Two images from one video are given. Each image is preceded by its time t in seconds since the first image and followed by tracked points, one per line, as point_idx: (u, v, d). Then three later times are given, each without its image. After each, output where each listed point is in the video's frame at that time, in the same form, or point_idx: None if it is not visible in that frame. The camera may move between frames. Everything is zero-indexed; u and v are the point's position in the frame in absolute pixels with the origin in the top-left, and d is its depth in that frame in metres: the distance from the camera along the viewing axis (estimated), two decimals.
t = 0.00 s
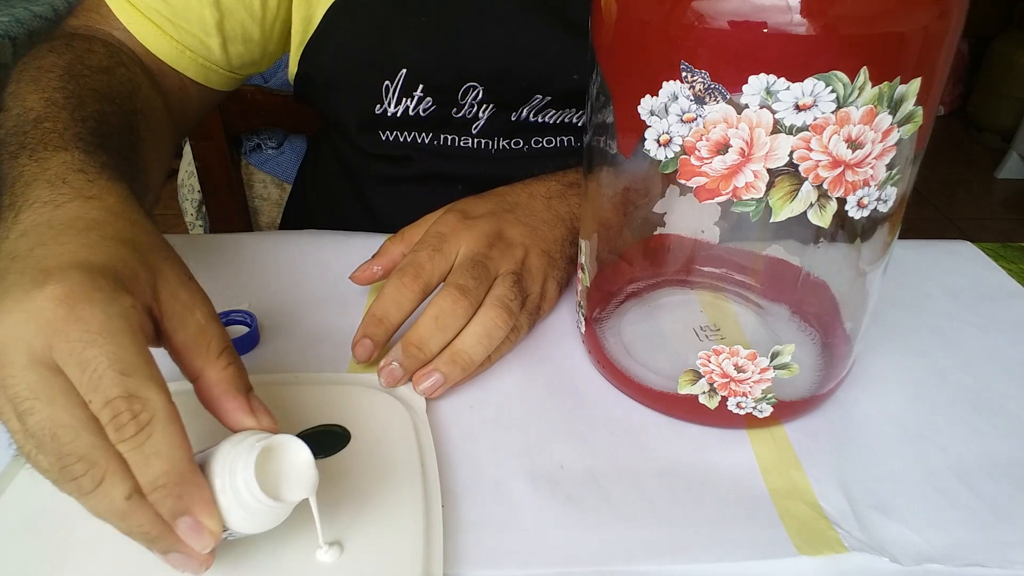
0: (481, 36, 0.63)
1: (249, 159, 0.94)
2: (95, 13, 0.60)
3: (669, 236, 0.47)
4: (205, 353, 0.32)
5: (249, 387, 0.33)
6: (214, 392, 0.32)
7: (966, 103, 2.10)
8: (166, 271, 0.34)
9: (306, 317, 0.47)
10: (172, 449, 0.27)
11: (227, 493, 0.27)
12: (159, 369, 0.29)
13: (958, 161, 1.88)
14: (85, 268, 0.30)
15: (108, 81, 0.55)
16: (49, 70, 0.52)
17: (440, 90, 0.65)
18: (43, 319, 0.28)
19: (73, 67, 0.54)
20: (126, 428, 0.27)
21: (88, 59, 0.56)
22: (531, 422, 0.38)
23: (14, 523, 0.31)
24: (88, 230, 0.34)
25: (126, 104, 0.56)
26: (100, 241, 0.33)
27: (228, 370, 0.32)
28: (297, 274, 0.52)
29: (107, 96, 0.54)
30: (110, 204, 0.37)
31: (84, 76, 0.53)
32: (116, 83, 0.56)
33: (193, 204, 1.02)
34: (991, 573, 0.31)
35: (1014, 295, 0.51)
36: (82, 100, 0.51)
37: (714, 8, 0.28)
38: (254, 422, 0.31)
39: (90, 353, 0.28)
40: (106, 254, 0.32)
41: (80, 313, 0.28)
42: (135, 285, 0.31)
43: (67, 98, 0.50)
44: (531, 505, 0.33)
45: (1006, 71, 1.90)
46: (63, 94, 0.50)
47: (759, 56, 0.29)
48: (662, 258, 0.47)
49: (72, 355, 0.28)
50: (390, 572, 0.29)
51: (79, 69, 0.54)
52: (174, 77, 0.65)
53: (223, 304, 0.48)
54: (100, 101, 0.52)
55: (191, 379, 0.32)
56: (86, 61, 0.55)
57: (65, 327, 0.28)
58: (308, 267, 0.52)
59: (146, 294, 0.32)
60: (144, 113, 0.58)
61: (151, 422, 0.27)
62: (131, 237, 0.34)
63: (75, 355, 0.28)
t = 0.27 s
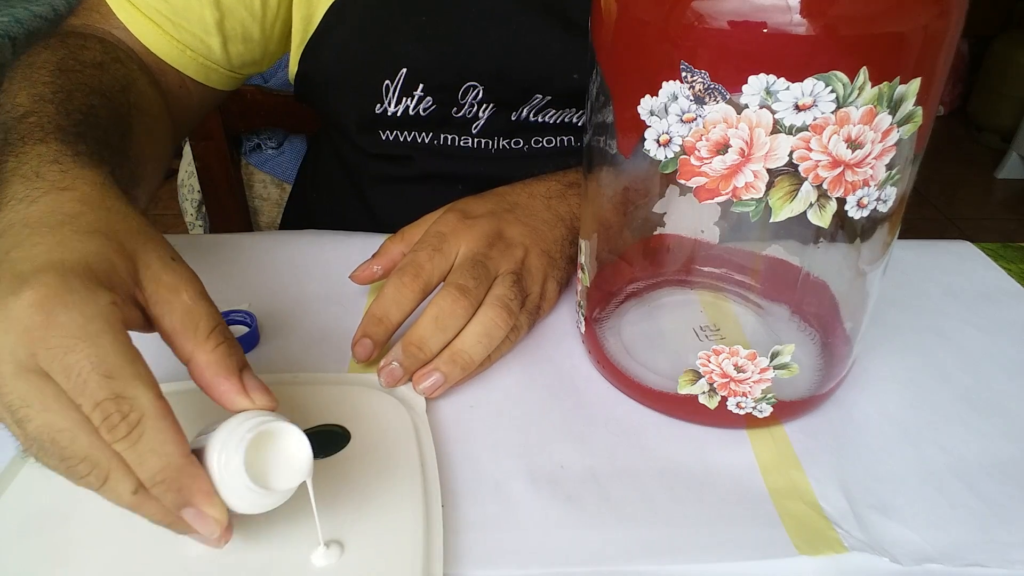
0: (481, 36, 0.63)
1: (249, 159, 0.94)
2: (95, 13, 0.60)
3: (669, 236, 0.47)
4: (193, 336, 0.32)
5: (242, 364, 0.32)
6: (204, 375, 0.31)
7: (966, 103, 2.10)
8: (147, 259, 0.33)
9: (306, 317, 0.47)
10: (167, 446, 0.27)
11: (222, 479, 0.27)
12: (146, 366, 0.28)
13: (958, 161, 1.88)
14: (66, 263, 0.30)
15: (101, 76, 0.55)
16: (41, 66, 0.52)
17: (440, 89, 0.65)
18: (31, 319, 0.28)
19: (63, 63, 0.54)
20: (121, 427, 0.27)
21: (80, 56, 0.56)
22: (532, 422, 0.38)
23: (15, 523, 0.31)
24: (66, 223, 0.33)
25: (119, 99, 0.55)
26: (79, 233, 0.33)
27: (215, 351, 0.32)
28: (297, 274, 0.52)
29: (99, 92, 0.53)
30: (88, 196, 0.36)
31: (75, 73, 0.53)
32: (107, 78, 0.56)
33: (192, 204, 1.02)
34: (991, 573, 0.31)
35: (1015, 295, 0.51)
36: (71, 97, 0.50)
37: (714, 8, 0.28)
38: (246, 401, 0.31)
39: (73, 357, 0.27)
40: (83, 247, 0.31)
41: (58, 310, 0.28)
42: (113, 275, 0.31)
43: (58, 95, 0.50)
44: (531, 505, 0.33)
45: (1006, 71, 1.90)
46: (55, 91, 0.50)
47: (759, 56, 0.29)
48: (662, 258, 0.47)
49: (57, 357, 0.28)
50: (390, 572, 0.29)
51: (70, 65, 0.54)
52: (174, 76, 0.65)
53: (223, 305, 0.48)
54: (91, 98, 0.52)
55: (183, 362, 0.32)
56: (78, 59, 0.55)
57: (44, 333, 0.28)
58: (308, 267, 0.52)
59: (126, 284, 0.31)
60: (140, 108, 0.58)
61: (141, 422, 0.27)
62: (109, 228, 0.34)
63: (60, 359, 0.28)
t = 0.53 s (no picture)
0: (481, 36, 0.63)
1: (249, 159, 0.94)
2: (95, 13, 0.60)
3: (669, 236, 0.47)
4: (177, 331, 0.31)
5: (230, 352, 0.31)
6: (191, 369, 0.30)
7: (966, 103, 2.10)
8: (124, 255, 0.32)
9: (305, 317, 0.47)
10: (161, 456, 0.28)
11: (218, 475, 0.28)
12: (127, 377, 0.28)
13: (958, 161, 1.88)
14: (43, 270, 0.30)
15: (90, 78, 0.55)
16: (31, 69, 0.52)
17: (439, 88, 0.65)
18: (17, 324, 0.28)
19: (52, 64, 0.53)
20: (112, 445, 0.27)
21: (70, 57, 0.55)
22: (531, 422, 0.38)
23: (14, 523, 0.31)
24: (42, 228, 0.33)
25: (107, 98, 0.55)
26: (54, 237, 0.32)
27: (200, 346, 0.30)
28: (297, 274, 0.52)
29: (89, 94, 0.53)
30: (65, 199, 0.35)
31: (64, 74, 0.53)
32: (96, 79, 0.55)
33: (192, 204, 1.02)
34: (991, 573, 0.31)
35: (1015, 295, 0.51)
36: (60, 100, 0.50)
37: (714, 8, 0.28)
38: (235, 391, 0.29)
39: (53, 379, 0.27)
40: (58, 252, 0.31)
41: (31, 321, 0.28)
42: (87, 277, 0.30)
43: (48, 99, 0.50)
44: (531, 505, 0.33)
45: (1005, 71, 1.90)
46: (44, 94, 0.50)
47: (759, 56, 0.29)
48: (662, 258, 0.47)
49: (38, 377, 0.27)
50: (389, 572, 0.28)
51: (60, 66, 0.54)
52: (174, 77, 0.65)
53: (223, 305, 0.48)
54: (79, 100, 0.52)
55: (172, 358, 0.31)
56: (68, 60, 0.55)
57: (26, 356, 0.27)
58: (308, 267, 0.52)
59: (103, 285, 0.30)
60: (132, 107, 0.57)
61: (131, 437, 0.27)
62: (86, 227, 0.33)
63: (41, 379, 0.27)
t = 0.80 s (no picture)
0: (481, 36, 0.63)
1: (249, 159, 0.94)
2: (95, 15, 0.60)
3: (669, 236, 0.47)
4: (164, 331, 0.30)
5: (219, 348, 0.30)
6: (180, 367, 0.30)
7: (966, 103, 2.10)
8: (115, 257, 0.32)
9: (305, 317, 0.47)
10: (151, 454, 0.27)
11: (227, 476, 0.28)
12: (113, 378, 0.28)
13: (958, 161, 1.88)
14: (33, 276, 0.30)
15: (88, 78, 0.55)
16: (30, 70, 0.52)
17: (439, 88, 0.65)
18: (14, 327, 0.28)
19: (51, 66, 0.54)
20: (104, 444, 0.27)
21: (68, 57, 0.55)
22: (531, 422, 0.38)
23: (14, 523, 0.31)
24: (32, 232, 0.33)
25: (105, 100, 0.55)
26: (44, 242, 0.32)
27: (188, 344, 0.30)
28: (298, 273, 0.52)
29: (87, 95, 0.53)
30: (56, 203, 0.35)
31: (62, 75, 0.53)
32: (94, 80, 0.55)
33: (193, 204, 1.02)
34: (991, 573, 0.31)
35: (1015, 295, 0.51)
36: (56, 101, 0.50)
37: (714, 8, 0.28)
38: (225, 384, 0.29)
39: (41, 381, 0.27)
40: (48, 255, 0.31)
41: (20, 329, 0.28)
42: (75, 283, 0.30)
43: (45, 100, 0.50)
44: (531, 505, 0.33)
45: (1005, 72, 1.90)
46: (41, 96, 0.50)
47: (759, 56, 0.29)
48: (662, 257, 0.47)
49: (29, 379, 0.28)
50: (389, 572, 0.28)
51: (58, 67, 0.54)
52: (173, 78, 0.65)
53: (223, 304, 0.48)
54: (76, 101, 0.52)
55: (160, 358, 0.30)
56: (65, 60, 0.55)
57: (15, 358, 0.28)
58: (309, 267, 0.53)
59: (93, 288, 0.31)
60: (131, 107, 0.57)
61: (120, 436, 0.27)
62: (76, 230, 0.33)
63: (33, 380, 0.27)
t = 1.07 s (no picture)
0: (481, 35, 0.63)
1: (249, 159, 0.94)
2: (92, 16, 0.60)
3: (669, 236, 0.47)
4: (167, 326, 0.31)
5: (218, 348, 0.31)
6: (179, 367, 0.30)
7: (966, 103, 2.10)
8: (115, 255, 0.32)
9: (305, 316, 0.47)
10: (153, 450, 0.27)
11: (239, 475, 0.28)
12: (117, 372, 0.28)
13: (958, 161, 1.88)
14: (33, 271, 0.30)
15: (86, 77, 0.55)
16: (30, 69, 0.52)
17: (439, 88, 0.65)
18: (14, 321, 0.28)
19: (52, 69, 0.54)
20: (104, 440, 0.27)
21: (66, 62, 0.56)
22: (531, 422, 0.38)
23: (14, 523, 0.31)
24: (31, 227, 0.33)
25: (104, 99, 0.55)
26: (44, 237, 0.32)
27: (187, 344, 0.30)
28: (298, 273, 0.52)
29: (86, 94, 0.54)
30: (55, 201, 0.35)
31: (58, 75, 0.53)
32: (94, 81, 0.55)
33: (193, 204, 1.02)
34: (991, 573, 0.31)
35: (1015, 295, 0.51)
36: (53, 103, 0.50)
37: (713, 8, 0.28)
38: (225, 382, 0.29)
39: (39, 373, 0.27)
40: (48, 252, 0.31)
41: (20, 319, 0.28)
42: (75, 276, 0.30)
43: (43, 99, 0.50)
44: (531, 505, 0.33)
45: (1005, 71, 1.90)
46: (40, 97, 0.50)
47: (759, 56, 0.29)
48: (662, 257, 0.47)
49: (26, 373, 0.27)
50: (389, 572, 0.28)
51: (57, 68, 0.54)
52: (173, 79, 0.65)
53: (223, 305, 0.48)
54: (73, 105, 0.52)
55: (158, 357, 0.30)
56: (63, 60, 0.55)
57: (14, 352, 0.27)
58: (309, 267, 0.53)
59: (94, 282, 0.30)
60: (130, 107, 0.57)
61: (120, 432, 0.27)
62: (77, 227, 0.33)
63: (31, 375, 0.27)
